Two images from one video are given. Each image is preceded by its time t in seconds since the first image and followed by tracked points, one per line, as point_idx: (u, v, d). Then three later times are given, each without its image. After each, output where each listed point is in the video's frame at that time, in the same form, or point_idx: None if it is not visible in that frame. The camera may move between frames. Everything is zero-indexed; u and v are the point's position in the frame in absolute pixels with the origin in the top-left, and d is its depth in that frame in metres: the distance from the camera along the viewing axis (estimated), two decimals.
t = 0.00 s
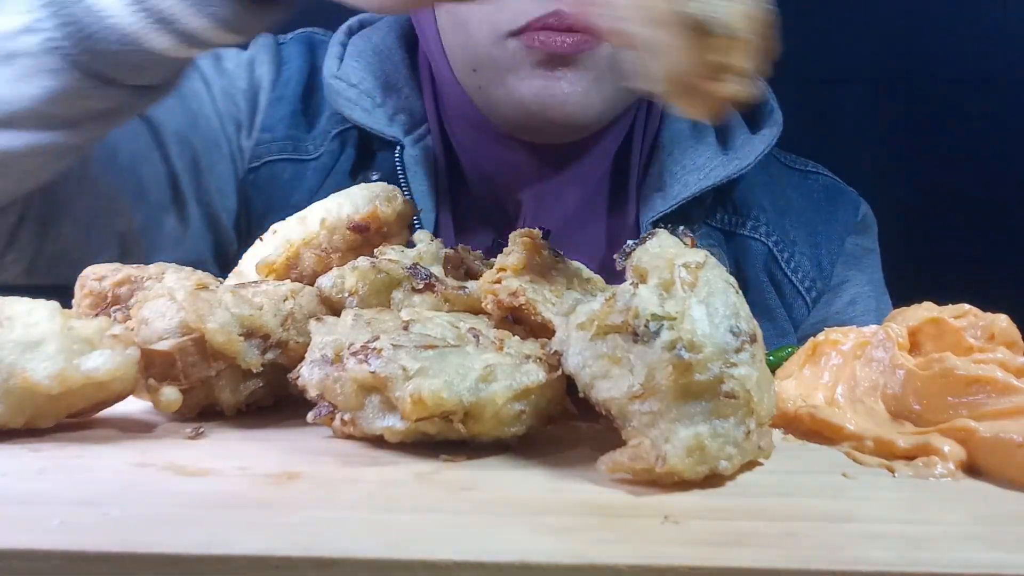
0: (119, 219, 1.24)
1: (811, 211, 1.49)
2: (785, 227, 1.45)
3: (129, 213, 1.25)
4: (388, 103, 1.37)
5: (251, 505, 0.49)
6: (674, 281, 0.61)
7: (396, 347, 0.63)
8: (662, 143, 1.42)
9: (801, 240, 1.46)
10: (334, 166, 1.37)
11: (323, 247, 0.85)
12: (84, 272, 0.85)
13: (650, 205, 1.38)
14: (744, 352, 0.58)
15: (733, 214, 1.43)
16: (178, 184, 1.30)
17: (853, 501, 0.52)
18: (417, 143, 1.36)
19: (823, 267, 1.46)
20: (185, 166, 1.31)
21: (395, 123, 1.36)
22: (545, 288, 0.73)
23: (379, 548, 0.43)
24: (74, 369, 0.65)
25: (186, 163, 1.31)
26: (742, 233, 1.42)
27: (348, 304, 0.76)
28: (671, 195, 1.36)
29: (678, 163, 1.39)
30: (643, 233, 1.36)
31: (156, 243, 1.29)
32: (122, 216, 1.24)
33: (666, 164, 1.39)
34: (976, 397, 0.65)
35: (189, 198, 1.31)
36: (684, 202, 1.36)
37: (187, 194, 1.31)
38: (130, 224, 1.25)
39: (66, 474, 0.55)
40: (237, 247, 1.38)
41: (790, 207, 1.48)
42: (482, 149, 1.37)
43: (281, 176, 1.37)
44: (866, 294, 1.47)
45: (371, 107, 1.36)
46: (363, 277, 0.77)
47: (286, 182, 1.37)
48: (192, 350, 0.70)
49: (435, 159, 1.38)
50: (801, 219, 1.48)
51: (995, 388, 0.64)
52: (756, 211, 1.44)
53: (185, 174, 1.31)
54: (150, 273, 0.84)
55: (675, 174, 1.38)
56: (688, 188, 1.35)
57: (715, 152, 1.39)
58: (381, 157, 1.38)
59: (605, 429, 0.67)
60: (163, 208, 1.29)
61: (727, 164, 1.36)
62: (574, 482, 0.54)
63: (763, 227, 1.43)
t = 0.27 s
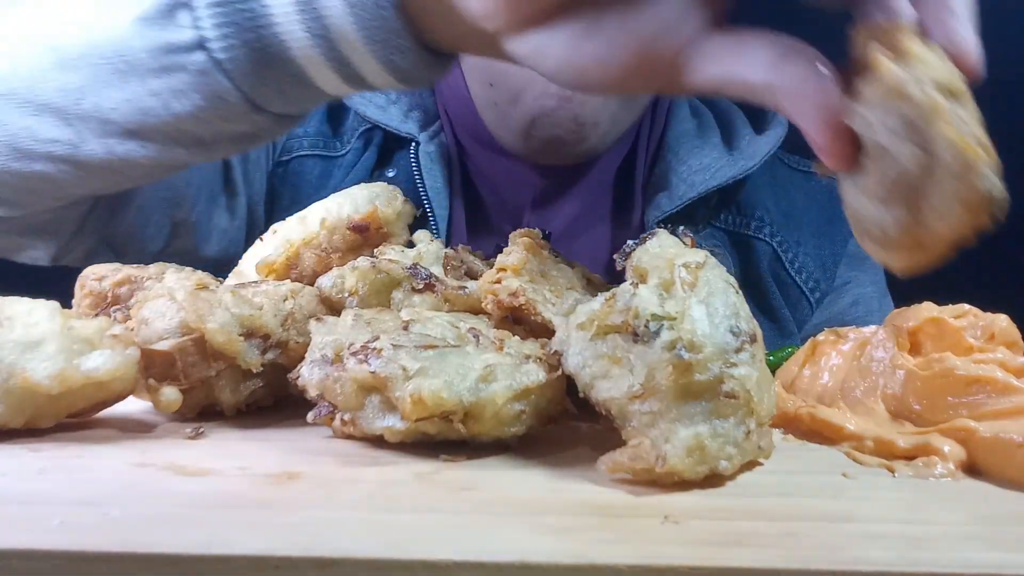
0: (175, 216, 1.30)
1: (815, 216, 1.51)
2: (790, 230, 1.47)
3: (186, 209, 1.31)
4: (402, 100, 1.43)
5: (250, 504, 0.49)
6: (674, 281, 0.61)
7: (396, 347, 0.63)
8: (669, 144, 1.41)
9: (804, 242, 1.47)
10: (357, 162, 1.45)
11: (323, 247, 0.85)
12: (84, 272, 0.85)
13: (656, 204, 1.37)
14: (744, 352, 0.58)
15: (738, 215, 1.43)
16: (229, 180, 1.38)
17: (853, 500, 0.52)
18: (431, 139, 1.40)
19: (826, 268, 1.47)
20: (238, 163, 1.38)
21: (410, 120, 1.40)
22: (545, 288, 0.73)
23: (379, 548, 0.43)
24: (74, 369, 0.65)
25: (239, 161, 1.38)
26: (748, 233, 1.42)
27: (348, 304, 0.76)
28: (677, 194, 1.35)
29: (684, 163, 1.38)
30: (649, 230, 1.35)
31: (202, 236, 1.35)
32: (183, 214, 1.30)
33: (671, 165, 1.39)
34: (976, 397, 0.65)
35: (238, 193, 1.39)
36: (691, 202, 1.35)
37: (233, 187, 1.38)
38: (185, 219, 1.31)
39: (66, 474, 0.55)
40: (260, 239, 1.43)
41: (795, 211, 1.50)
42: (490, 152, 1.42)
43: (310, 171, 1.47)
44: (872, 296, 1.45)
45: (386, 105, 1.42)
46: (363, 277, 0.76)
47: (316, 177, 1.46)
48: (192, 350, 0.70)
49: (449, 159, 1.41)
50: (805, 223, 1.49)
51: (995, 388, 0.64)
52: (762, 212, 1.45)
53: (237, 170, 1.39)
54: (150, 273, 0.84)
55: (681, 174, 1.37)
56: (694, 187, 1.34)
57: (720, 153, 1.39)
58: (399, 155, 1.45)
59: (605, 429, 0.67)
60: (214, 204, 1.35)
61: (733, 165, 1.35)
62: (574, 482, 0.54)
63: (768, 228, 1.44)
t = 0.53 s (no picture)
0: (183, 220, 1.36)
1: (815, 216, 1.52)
2: (790, 231, 1.47)
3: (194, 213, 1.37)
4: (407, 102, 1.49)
5: (250, 505, 0.49)
6: (674, 281, 0.61)
7: (396, 347, 0.63)
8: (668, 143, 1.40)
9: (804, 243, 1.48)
10: (363, 162, 1.51)
11: (323, 247, 0.85)
12: (84, 272, 0.85)
13: (655, 205, 1.36)
14: (744, 352, 0.58)
15: (738, 215, 1.42)
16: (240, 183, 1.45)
17: (853, 501, 0.52)
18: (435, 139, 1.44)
19: (825, 267, 1.48)
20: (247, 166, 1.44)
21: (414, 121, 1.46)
22: (545, 288, 0.73)
23: (379, 548, 0.43)
24: (74, 369, 0.65)
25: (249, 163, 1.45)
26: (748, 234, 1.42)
27: (348, 304, 0.76)
28: (676, 196, 1.34)
29: (683, 163, 1.36)
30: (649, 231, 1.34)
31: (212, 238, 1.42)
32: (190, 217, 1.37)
33: (672, 166, 1.37)
34: (977, 397, 0.65)
35: (250, 194, 1.46)
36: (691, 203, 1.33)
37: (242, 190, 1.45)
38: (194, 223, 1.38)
39: (65, 474, 0.55)
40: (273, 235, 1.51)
41: (794, 212, 1.50)
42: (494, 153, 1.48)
43: (318, 172, 1.54)
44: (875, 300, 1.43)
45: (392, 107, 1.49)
46: (363, 277, 0.76)
47: (322, 177, 1.53)
48: (192, 350, 0.70)
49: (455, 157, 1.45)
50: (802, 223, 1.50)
51: (997, 388, 0.64)
52: (762, 212, 1.44)
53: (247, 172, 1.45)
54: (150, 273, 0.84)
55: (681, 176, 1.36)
56: (693, 189, 1.33)
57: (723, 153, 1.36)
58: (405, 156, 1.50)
59: (605, 429, 0.67)
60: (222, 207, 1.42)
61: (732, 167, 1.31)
62: (574, 482, 0.54)
63: (769, 228, 1.43)
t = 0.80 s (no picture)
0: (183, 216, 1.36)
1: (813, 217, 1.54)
2: (789, 232, 1.49)
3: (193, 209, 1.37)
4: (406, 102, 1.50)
5: (250, 504, 0.49)
6: (674, 281, 0.61)
7: (395, 347, 0.63)
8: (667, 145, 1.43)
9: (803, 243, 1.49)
10: (361, 162, 1.52)
11: (323, 247, 0.85)
12: (83, 272, 0.85)
13: (654, 206, 1.39)
14: (744, 352, 0.58)
15: (738, 215, 1.45)
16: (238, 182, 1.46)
17: (853, 501, 0.52)
18: (433, 138, 1.45)
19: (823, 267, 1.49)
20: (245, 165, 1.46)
21: (412, 121, 1.47)
22: (545, 288, 0.73)
23: (378, 548, 0.43)
24: (74, 369, 0.65)
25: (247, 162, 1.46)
26: (747, 234, 1.43)
27: (349, 304, 0.76)
28: (676, 196, 1.36)
29: (683, 163, 1.39)
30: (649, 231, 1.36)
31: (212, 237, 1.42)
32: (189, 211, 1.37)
33: (671, 167, 1.40)
34: (976, 397, 0.64)
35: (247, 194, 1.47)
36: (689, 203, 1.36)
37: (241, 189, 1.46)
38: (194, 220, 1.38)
39: (65, 474, 0.55)
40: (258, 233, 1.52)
41: (792, 213, 1.53)
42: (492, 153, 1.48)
43: (316, 172, 1.55)
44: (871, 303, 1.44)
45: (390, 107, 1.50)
46: (363, 277, 0.77)
47: (321, 177, 1.55)
48: (192, 350, 0.70)
49: (453, 160, 1.45)
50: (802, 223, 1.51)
51: (993, 387, 0.64)
52: (761, 212, 1.46)
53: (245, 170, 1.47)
54: (149, 274, 0.84)
55: (681, 176, 1.39)
56: (693, 188, 1.35)
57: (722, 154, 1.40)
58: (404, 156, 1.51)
59: (605, 429, 0.67)
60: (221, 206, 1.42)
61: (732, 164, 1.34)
62: (574, 482, 0.54)
63: (768, 228, 1.45)
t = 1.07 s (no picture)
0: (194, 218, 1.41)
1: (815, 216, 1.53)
2: (790, 231, 1.47)
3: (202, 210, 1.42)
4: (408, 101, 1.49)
5: (250, 504, 0.49)
6: (673, 281, 0.61)
7: (396, 347, 0.63)
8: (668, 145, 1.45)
9: (804, 242, 1.48)
10: (364, 162, 1.51)
11: (323, 247, 0.85)
12: (83, 272, 0.85)
13: (655, 205, 1.40)
14: (743, 352, 0.59)
15: (738, 215, 1.45)
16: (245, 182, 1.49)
17: (853, 501, 0.52)
18: (437, 140, 1.43)
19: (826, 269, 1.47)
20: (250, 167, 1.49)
21: (415, 122, 1.45)
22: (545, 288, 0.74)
23: (378, 548, 0.43)
24: (74, 369, 0.65)
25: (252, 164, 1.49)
26: (747, 234, 1.43)
27: (348, 304, 0.76)
28: (676, 195, 1.39)
29: (684, 163, 1.41)
30: (649, 230, 1.37)
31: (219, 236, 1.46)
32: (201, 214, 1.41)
33: (672, 167, 1.42)
34: (975, 397, 0.65)
35: (254, 194, 1.50)
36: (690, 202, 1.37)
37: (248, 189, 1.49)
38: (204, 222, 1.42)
39: (65, 474, 0.55)
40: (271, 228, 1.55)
41: (793, 213, 1.52)
42: (494, 153, 1.48)
43: (319, 172, 1.55)
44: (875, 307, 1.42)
45: (393, 106, 1.49)
46: (363, 277, 0.77)
47: (324, 177, 1.54)
48: (192, 350, 0.70)
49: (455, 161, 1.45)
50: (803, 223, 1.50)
51: (992, 387, 0.64)
52: (761, 212, 1.46)
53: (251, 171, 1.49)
54: (150, 274, 0.85)
55: (683, 176, 1.41)
56: (693, 188, 1.37)
57: (723, 155, 1.42)
58: (407, 156, 1.50)
59: (606, 429, 0.67)
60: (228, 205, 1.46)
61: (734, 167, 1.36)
62: (574, 482, 0.54)
63: (768, 228, 1.44)
